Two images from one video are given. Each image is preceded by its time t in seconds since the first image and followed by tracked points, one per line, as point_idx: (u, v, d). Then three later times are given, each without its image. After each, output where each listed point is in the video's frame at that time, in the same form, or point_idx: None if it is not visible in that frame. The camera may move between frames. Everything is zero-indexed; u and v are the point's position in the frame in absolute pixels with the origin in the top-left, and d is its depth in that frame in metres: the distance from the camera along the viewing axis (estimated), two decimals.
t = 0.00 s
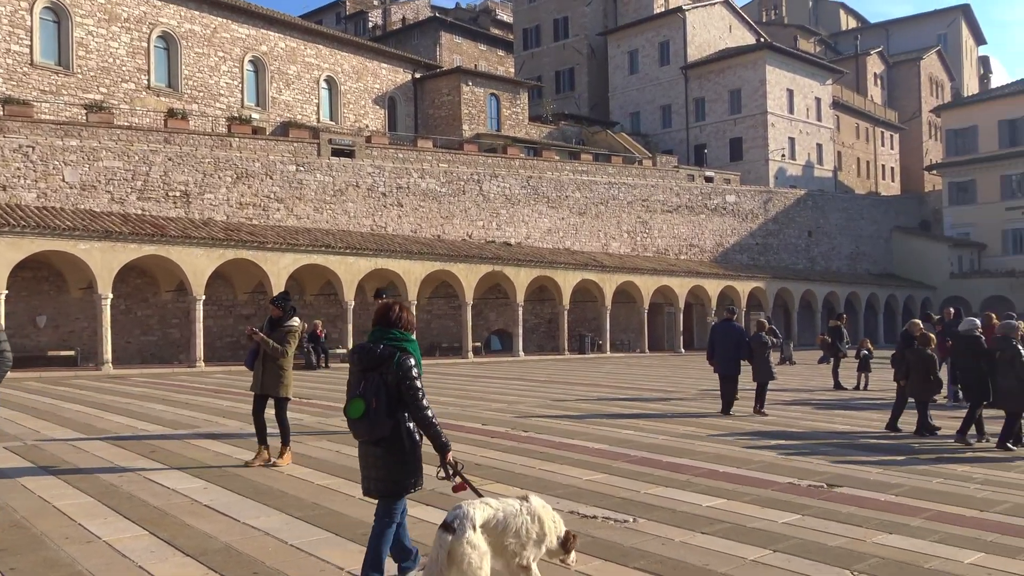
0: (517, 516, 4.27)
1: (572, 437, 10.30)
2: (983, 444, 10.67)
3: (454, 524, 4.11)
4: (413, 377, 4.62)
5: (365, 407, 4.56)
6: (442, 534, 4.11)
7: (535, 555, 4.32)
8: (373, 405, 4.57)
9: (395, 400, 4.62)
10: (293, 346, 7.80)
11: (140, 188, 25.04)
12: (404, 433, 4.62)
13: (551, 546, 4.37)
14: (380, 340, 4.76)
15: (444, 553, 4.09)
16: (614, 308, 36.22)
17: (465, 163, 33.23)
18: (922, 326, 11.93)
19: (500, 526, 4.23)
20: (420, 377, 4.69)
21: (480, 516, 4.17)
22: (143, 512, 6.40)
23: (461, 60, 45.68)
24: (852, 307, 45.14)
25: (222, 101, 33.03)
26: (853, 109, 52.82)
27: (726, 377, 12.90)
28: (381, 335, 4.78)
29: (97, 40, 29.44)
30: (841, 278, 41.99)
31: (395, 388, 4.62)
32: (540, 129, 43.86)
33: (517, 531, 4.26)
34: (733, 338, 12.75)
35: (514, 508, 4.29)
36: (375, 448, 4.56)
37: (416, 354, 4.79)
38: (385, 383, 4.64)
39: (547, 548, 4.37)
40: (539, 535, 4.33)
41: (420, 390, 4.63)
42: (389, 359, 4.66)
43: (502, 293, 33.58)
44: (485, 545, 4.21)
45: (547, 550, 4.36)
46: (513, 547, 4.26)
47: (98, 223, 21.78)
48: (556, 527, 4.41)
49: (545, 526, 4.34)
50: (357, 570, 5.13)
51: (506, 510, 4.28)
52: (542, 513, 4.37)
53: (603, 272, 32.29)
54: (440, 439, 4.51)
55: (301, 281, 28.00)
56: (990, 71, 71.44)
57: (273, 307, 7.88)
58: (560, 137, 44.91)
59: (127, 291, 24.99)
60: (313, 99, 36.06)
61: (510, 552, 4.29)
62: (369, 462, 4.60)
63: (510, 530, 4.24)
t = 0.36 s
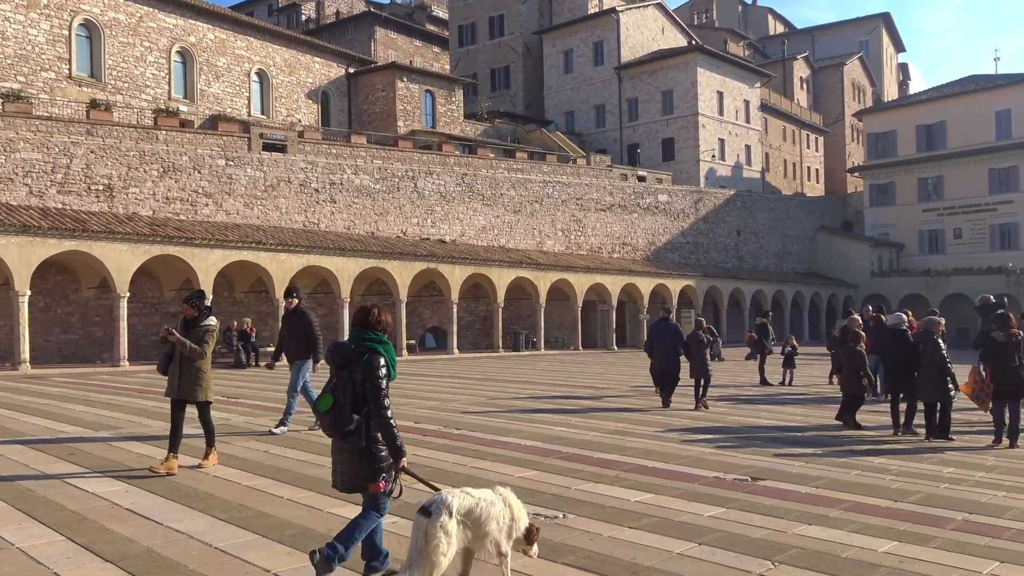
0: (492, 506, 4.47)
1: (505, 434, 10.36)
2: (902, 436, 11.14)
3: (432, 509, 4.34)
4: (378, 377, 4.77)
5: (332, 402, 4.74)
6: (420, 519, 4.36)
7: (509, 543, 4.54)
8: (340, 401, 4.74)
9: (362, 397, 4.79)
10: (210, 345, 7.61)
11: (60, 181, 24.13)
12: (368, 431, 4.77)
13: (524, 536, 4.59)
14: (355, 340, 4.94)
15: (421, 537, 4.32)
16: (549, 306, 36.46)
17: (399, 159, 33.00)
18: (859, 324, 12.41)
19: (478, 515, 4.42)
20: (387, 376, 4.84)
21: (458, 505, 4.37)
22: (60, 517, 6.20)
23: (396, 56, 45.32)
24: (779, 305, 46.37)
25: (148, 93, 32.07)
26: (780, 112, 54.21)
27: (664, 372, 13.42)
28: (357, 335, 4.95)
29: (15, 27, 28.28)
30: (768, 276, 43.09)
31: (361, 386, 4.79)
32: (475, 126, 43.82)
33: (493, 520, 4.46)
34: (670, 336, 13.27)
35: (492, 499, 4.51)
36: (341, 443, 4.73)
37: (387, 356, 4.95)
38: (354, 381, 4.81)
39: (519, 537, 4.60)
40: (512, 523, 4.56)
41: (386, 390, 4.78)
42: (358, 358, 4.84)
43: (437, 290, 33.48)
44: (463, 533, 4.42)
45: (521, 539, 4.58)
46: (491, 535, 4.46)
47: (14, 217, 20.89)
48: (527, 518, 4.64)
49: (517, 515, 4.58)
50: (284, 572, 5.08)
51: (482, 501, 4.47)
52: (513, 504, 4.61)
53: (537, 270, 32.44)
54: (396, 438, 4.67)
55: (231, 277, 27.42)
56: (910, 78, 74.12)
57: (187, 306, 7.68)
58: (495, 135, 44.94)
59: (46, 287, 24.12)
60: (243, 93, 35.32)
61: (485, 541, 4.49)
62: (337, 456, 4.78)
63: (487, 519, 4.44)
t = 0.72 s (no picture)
0: (436, 499, 4.63)
1: (431, 435, 10.33)
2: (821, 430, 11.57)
3: (378, 507, 4.48)
4: (340, 376, 4.86)
5: (295, 399, 4.81)
6: (367, 516, 4.50)
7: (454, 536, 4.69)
8: (303, 398, 4.81)
9: (325, 394, 4.87)
10: (105, 344, 7.29)
11: None
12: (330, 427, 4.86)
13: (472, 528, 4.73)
14: (320, 339, 5.02)
15: (367, 534, 4.48)
16: (477, 305, 36.50)
17: (325, 156, 32.53)
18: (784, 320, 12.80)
19: (422, 509, 4.58)
20: (350, 376, 4.93)
21: (402, 500, 4.52)
22: None
23: (323, 51, 44.62)
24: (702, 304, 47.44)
25: (61, 83, 30.80)
26: (704, 115, 55.43)
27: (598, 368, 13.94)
28: (322, 335, 5.03)
29: None
30: (692, 277, 44.02)
31: (324, 384, 4.88)
32: (403, 124, 43.51)
33: (439, 513, 4.61)
34: (604, 335, 13.76)
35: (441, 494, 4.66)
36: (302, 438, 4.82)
37: (350, 355, 5.04)
38: (317, 379, 4.89)
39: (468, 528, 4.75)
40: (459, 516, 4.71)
41: (348, 388, 4.88)
42: (322, 358, 4.91)
43: (364, 289, 33.15)
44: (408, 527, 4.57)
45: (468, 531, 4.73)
46: (434, 529, 4.62)
47: None
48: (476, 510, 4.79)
49: (465, 508, 4.72)
50: None
51: (426, 494, 4.63)
52: (462, 495, 4.76)
53: (466, 269, 32.42)
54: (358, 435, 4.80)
55: (149, 275, 26.58)
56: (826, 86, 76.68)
57: (78, 304, 7.32)
58: (424, 134, 44.71)
59: None
60: (163, 86, 34.26)
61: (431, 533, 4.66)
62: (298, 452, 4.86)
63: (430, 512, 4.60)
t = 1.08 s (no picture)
0: (399, 494, 4.78)
1: (361, 437, 10.24)
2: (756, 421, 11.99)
3: (341, 503, 4.60)
4: (324, 373, 4.95)
5: (281, 400, 4.89)
6: (332, 512, 4.61)
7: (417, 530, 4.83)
8: (290, 398, 4.90)
9: (310, 392, 4.97)
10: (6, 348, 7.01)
11: None
12: (316, 423, 4.97)
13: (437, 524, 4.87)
14: (298, 339, 5.08)
15: (333, 529, 4.59)
16: (408, 306, 36.29)
17: (252, 155, 31.85)
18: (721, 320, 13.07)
19: (384, 504, 4.72)
20: (333, 372, 5.03)
21: (365, 495, 4.66)
22: None
23: (248, 47, 43.66)
24: (632, 302, 48.16)
25: None
26: (632, 117, 56.24)
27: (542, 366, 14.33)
28: (300, 334, 5.10)
29: None
30: (622, 275, 44.62)
31: (309, 383, 4.96)
32: (331, 123, 42.91)
33: (402, 507, 4.76)
34: (548, 336, 13.96)
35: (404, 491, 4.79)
36: (291, 438, 4.91)
37: (331, 351, 5.13)
38: (300, 378, 4.97)
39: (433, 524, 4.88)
40: (424, 511, 4.85)
41: (333, 384, 4.99)
42: (304, 357, 4.98)
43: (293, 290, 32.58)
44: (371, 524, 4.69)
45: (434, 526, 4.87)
46: (398, 522, 4.75)
47: None
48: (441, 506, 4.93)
49: (430, 503, 4.86)
50: None
51: (388, 490, 4.78)
52: (426, 491, 4.91)
53: (396, 269, 32.17)
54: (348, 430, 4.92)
55: (65, 277, 25.57)
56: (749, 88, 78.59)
57: None
58: (353, 132, 44.20)
59: None
60: (79, 81, 33.02)
61: (397, 528, 4.79)
62: (286, 452, 4.95)
63: (393, 508, 4.75)
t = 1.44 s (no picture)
0: (375, 496, 4.96)
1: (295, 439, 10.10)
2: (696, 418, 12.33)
3: (315, 494, 4.88)
4: (290, 376, 5.06)
5: (247, 403, 5.01)
6: (305, 503, 4.88)
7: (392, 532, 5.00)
8: (256, 401, 5.02)
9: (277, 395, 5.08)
10: None
11: None
12: (282, 426, 5.09)
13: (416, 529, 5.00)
14: (266, 343, 5.20)
15: (304, 521, 4.84)
16: (344, 306, 35.92)
17: (182, 152, 31.03)
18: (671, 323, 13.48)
19: (360, 502, 4.93)
20: (300, 375, 5.14)
21: (339, 490, 4.92)
22: None
23: (179, 41, 42.55)
24: (569, 302, 48.52)
25: None
26: (569, 117, 56.66)
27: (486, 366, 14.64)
28: (268, 338, 5.22)
29: None
30: (559, 275, 44.90)
31: (274, 385, 5.07)
32: (266, 120, 42.09)
33: (377, 508, 4.94)
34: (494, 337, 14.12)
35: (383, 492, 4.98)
36: (257, 440, 5.04)
37: (298, 354, 5.23)
38: (267, 381, 5.09)
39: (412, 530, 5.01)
40: (404, 515, 4.99)
41: (298, 386, 5.09)
42: (270, 361, 5.09)
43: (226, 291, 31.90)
44: (344, 519, 4.92)
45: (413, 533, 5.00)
46: (371, 523, 4.93)
47: None
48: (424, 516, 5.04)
49: (409, 508, 5.00)
50: None
51: (370, 489, 4.99)
52: (409, 496, 5.04)
53: (332, 269, 31.74)
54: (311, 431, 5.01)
55: None
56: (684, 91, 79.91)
57: None
58: (288, 130, 43.47)
59: None
60: None
61: (374, 528, 4.97)
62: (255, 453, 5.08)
63: (370, 508, 4.94)
